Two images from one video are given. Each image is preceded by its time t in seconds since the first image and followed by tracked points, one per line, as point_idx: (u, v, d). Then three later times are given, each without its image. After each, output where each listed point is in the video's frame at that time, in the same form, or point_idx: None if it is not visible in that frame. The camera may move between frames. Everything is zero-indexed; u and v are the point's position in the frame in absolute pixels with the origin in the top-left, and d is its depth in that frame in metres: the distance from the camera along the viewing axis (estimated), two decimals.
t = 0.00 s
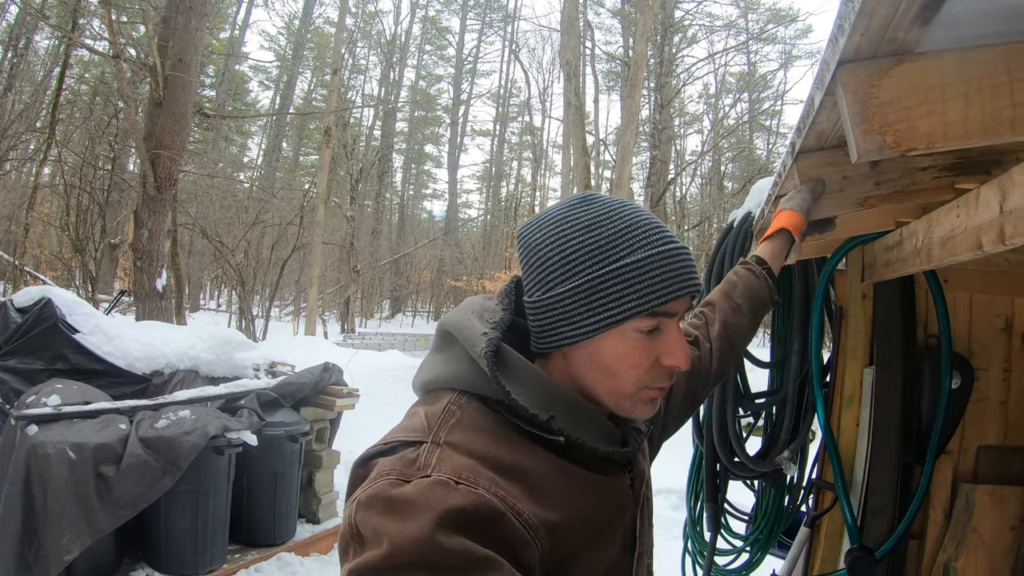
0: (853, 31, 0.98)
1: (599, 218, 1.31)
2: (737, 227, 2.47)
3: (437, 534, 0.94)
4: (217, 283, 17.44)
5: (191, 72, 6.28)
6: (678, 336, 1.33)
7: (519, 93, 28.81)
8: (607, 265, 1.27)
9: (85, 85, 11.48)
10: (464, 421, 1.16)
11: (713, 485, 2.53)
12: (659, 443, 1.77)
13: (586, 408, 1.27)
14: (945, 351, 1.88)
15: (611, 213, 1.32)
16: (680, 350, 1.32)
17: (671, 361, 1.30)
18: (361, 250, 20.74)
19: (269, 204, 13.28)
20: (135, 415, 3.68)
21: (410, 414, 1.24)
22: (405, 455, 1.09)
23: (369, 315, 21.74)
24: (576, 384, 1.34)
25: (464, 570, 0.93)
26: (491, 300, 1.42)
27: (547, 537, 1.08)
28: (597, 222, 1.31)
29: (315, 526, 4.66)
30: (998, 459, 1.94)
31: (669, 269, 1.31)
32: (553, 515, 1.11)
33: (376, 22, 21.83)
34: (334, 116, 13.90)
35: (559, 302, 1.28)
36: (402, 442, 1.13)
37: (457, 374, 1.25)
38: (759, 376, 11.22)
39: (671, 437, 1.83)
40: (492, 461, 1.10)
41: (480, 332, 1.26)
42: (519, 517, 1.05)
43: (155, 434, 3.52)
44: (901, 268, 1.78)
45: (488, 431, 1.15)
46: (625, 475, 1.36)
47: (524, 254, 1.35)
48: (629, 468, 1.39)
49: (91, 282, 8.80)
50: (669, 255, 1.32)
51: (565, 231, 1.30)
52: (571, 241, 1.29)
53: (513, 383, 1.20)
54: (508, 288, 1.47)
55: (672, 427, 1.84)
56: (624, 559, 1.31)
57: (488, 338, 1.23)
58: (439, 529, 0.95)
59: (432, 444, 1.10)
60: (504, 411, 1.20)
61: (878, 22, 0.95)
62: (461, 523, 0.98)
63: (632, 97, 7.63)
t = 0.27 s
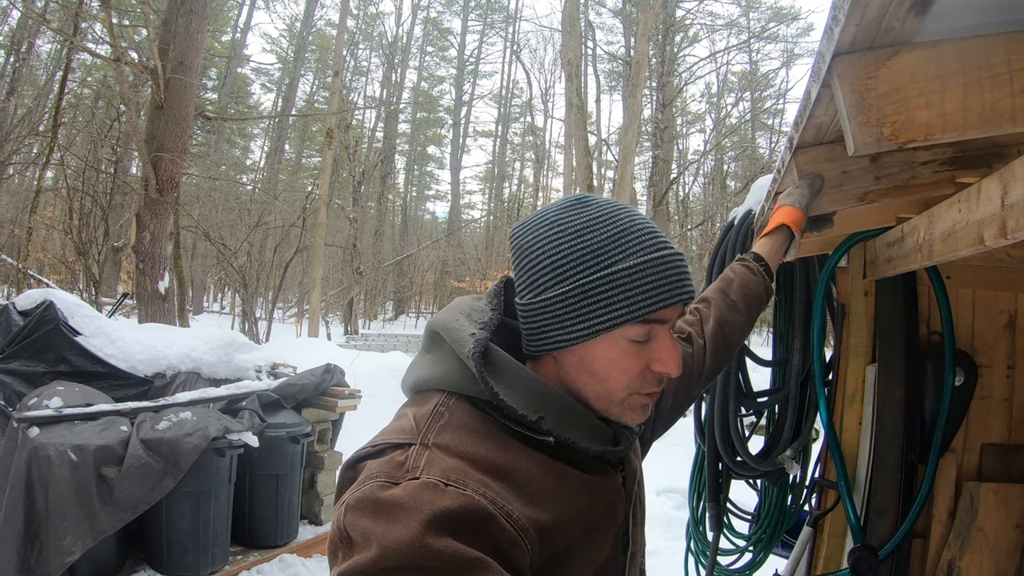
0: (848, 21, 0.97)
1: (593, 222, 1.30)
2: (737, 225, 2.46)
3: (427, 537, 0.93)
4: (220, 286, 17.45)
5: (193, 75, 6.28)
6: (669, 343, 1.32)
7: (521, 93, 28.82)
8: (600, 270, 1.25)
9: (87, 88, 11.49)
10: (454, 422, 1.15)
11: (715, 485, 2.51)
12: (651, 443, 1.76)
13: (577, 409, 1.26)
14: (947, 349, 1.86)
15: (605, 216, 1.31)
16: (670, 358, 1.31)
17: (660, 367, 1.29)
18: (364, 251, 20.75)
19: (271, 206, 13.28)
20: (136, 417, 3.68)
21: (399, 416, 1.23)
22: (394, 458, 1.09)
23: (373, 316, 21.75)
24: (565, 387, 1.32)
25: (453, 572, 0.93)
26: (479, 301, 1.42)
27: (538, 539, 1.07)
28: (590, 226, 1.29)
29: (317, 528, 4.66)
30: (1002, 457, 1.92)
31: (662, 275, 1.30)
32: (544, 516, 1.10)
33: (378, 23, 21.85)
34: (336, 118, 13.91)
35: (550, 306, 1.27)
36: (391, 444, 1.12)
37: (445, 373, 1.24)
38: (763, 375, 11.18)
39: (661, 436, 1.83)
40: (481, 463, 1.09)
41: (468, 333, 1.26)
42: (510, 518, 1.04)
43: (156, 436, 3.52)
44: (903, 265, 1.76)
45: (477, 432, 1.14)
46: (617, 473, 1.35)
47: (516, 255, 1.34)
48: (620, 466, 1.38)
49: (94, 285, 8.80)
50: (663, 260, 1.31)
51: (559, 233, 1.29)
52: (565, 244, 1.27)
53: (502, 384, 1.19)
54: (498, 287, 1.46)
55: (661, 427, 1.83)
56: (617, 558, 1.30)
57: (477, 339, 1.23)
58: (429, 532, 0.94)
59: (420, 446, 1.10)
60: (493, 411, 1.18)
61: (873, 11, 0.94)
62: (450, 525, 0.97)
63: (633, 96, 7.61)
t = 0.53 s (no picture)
0: (849, 18, 0.96)
1: (605, 228, 1.29)
2: (741, 223, 2.45)
3: (431, 540, 0.93)
4: (225, 288, 17.50)
5: (195, 77, 6.30)
6: (679, 350, 1.31)
7: (524, 93, 28.81)
8: (612, 277, 1.25)
9: (90, 92, 11.53)
10: (458, 425, 1.14)
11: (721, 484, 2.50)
12: (653, 444, 1.76)
13: (581, 412, 1.25)
14: (953, 347, 1.85)
15: (618, 222, 1.30)
16: (681, 366, 1.29)
17: (670, 374, 1.28)
18: (368, 252, 20.76)
19: (275, 208, 13.30)
20: (142, 420, 3.69)
21: (402, 419, 1.23)
22: (398, 462, 1.09)
23: (377, 317, 21.79)
24: (572, 391, 1.32)
25: None
26: (482, 303, 1.42)
27: (541, 542, 1.07)
28: (603, 232, 1.28)
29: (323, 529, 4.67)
30: (1010, 454, 1.91)
31: (674, 282, 1.29)
32: (548, 519, 1.10)
33: (379, 24, 21.86)
34: (338, 119, 13.91)
35: (561, 311, 1.26)
36: (394, 447, 1.12)
37: (448, 377, 1.23)
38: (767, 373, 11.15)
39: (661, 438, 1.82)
40: (484, 466, 1.09)
41: (471, 336, 1.26)
42: (514, 521, 1.03)
43: (161, 438, 3.53)
44: (907, 262, 1.75)
45: (480, 436, 1.14)
46: (620, 474, 1.35)
47: (527, 259, 1.34)
48: (623, 468, 1.37)
49: (99, 288, 8.82)
50: (675, 267, 1.30)
51: (571, 239, 1.28)
52: (577, 249, 1.27)
53: (505, 387, 1.18)
54: (502, 288, 1.46)
55: (662, 428, 1.83)
56: (620, 559, 1.30)
57: (479, 341, 1.23)
58: (433, 536, 0.94)
59: (424, 449, 1.09)
60: (495, 414, 1.18)
61: (873, 8, 0.94)
62: (454, 528, 0.97)
63: (636, 95, 7.60)
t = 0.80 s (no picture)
0: (846, 14, 0.96)
1: (604, 226, 1.29)
2: (741, 220, 2.44)
3: (430, 538, 0.93)
4: (227, 288, 17.51)
5: (196, 78, 6.30)
6: (678, 349, 1.30)
7: (525, 91, 28.78)
8: (613, 276, 1.25)
9: (91, 93, 11.54)
10: (456, 423, 1.14)
11: (721, 481, 2.50)
12: (652, 443, 1.76)
13: (579, 411, 1.25)
14: (954, 343, 1.84)
15: (618, 221, 1.30)
16: (679, 364, 1.29)
17: (669, 372, 1.28)
18: (370, 251, 20.78)
19: (277, 208, 13.30)
20: (144, 420, 3.70)
21: (401, 418, 1.22)
22: (396, 460, 1.09)
23: (379, 316, 21.80)
24: (570, 390, 1.32)
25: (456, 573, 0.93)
26: (481, 302, 1.42)
27: (539, 540, 1.07)
28: (604, 231, 1.28)
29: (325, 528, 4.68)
30: (1010, 450, 1.90)
31: (675, 280, 1.29)
32: (546, 517, 1.10)
33: (380, 23, 21.84)
34: (339, 118, 13.90)
35: (561, 310, 1.26)
36: (392, 447, 1.12)
37: (446, 376, 1.23)
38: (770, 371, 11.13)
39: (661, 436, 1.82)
40: (482, 464, 1.09)
41: (469, 335, 1.26)
42: (512, 519, 1.03)
43: (163, 438, 3.54)
44: (908, 259, 1.75)
45: (478, 434, 1.13)
46: (619, 472, 1.34)
47: (526, 259, 1.33)
48: (622, 466, 1.37)
49: (102, 289, 8.83)
50: (675, 266, 1.30)
51: (571, 238, 1.28)
52: (578, 248, 1.27)
53: (503, 386, 1.18)
54: (500, 287, 1.46)
55: (661, 426, 1.82)
56: (619, 557, 1.30)
57: (477, 341, 1.23)
58: (431, 534, 0.94)
59: (422, 448, 1.09)
60: (493, 413, 1.18)
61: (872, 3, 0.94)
62: (452, 526, 0.97)
63: (637, 92, 7.57)
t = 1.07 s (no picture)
0: (852, 13, 0.96)
1: (597, 217, 1.29)
2: (745, 218, 2.44)
3: (438, 543, 0.93)
4: (229, 286, 17.53)
5: (197, 77, 6.29)
6: (682, 331, 1.32)
7: (526, 88, 28.75)
8: (611, 263, 1.24)
9: (92, 92, 11.54)
10: (462, 427, 1.14)
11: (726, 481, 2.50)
12: (656, 443, 1.76)
13: (584, 409, 1.25)
14: (959, 341, 1.83)
15: (610, 210, 1.31)
16: (684, 347, 1.30)
17: (675, 355, 1.29)
18: (372, 249, 20.81)
19: (279, 206, 13.30)
20: (147, 420, 3.71)
21: (407, 422, 1.22)
22: (403, 465, 1.08)
23: (381, 314, 21.82)
24: (576, 386, 1.32)
25: None
26: (485, 305, 1.42)
27: (547, 543, 1.07)
28: (597, 221, 1.28)
29: (328, 527, 4.69)
30: (1015, 449, 1.90)
31: (672, 263, 1.29)
32: (553, 520, 1.09)
33: (381, 21, 21.81)
34: (340, 116, 13.87)
35: (562, 302, 1.25)
36: (399, 451, 1.12)
37: (451, 379, 1.23)
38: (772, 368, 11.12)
39: (666, 436, 1.82)
40: (490, 468, 1.08)
41: (474, 338, 1.25)
42: (519, 522, 1.03)
43: (166, 438, 3.54)
44: (913, 257, 1.74)
45: (485, 438, 1.13)
46: (625, 474, 1.34)
47: (522, 259, 1.33)
48: (628, 467, 1.37)
49: (104, 288, 8.84)
50: (671, 250, 1.30)
51: (565, 231, 1.28)
52: (573, 240, 1.26)
53: (508, 389, 1.18)
54: (502, 289, 1.46)
55: (667, 426, 1.82)
56: (626, 559, 1.29)
57: (483, 344, 1.22)
58: (439, 539, 0.94)
59: (429, 452, 1.09)
60: (499, 416, 1.18)
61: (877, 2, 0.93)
62: (460, 531, 0.97)
63: (639, 89, 7.55)
